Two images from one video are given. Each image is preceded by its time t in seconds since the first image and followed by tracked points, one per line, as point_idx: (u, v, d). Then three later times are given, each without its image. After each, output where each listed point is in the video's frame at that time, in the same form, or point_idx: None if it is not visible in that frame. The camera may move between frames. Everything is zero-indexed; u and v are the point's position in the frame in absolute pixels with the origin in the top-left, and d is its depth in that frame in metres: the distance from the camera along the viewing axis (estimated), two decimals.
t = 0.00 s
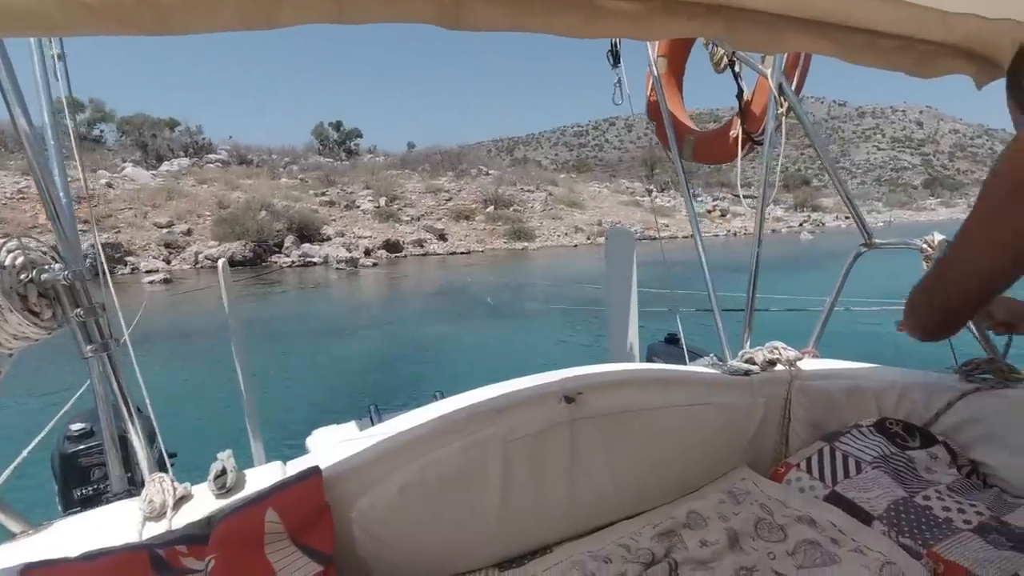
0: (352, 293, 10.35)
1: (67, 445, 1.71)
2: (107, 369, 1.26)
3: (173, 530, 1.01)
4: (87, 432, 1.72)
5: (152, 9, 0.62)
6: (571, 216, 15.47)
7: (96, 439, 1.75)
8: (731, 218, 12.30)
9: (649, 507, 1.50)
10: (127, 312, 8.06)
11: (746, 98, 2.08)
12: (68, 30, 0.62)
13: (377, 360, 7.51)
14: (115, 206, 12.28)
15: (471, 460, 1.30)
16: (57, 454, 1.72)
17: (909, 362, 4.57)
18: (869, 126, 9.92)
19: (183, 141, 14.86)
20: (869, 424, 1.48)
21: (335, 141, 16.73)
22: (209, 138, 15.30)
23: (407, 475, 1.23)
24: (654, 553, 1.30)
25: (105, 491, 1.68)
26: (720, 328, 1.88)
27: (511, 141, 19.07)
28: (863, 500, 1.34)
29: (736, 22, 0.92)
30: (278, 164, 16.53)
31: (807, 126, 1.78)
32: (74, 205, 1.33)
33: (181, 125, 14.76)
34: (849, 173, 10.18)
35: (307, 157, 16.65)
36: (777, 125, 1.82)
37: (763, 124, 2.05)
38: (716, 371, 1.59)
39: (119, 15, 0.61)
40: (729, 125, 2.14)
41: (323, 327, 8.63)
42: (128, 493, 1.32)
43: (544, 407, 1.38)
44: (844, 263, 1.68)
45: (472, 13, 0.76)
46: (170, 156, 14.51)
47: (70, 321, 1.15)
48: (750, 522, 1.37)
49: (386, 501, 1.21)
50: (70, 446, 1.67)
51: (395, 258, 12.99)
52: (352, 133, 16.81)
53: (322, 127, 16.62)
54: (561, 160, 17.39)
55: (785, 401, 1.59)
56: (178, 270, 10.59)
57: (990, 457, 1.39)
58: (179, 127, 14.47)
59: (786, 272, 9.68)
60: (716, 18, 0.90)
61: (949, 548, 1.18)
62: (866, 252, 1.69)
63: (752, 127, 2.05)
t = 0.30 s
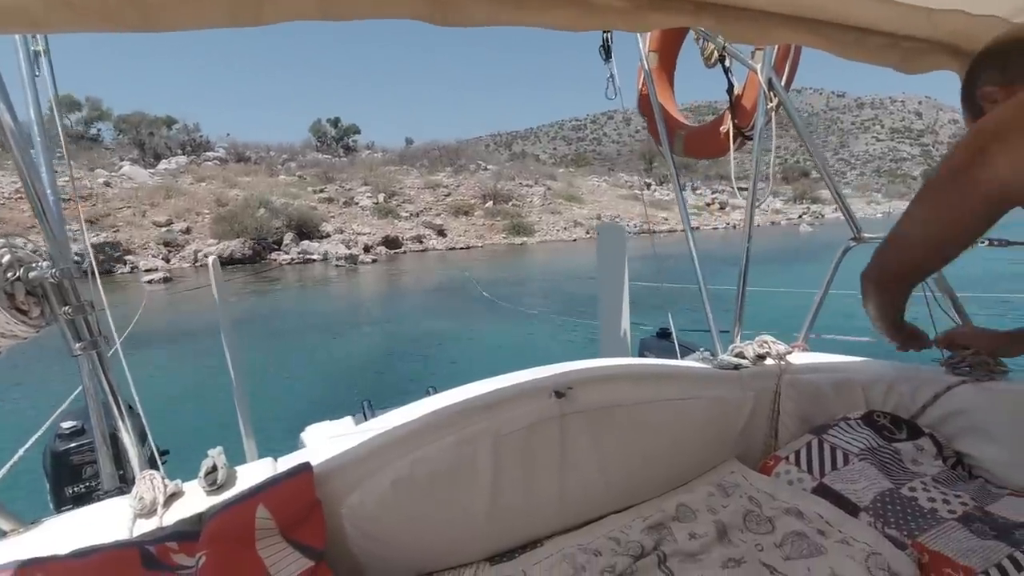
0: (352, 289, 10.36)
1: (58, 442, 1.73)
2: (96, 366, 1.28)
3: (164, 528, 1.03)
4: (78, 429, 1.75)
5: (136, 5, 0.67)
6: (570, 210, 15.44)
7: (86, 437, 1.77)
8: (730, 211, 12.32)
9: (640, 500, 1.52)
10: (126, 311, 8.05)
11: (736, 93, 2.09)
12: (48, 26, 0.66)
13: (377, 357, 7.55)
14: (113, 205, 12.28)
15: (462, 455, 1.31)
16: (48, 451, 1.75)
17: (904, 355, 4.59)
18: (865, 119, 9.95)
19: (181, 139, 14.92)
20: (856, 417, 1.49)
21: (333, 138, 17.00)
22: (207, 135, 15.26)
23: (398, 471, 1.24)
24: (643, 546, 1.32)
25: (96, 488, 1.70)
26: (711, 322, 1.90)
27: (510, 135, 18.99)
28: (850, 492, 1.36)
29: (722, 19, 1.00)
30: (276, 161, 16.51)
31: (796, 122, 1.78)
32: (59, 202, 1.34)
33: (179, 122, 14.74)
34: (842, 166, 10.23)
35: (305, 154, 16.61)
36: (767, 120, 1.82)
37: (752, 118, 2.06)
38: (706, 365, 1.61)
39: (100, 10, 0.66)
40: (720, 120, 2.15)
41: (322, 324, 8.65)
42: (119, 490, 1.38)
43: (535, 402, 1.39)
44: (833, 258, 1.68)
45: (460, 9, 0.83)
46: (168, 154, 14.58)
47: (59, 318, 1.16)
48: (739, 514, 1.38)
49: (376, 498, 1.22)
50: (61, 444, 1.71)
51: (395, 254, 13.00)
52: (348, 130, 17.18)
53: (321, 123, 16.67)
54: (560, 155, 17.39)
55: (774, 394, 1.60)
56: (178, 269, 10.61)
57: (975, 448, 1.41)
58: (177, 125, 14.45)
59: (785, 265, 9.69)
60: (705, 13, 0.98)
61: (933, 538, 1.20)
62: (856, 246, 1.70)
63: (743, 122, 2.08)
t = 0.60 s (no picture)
0: (353, 288, 10.38)
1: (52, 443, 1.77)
2: (90, 367, 1.29)
3: (159, 529, 1.04)
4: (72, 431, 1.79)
5: (122, 7, 0.68)
6: (570, 206, 15.43)
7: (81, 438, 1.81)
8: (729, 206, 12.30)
9: (634, 494, 1.53)
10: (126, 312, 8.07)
11: (728, 89, 2.09)
12: (35, 26, 0.67)
13: (378, 355, 7.58)
14: (113, 205, 12.27)
15: (455, 452, 1.32)
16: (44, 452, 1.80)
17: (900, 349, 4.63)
18: (860, 112, 9.96)
19: (180, 138, 14.89)
20: (848, 410, 1.51)
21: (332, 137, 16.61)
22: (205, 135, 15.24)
23: (392, 468, 1.25)
24: (637, 540, 1.32)
25: (91, 490, 1.77)
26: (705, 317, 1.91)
27: (510, 132, 18.97)
28: (842, 484, 1.37)
29: (711, 19, 1.01)
30: (275, 160, 16.50)
31: (787, 116, 1.79)
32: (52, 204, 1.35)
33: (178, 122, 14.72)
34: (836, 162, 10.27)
35: (304, 152, 16.60)
36: (758, 115, 1.83)
37: (744, 113, 2.07)
38: (700, 360, 1.62)
39: (83, 10, 0.66)
40: (712, 115, 2.16)
41: (322, 323, 8.67)
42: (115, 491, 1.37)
43: (527, 398, 1.40)
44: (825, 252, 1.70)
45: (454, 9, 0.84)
46: (166, 154, 14.54)
47: (51, 321, 1.20)
48: (732, 507, 1.39)
49: (370, 495, 1.23)
50: (55, 446, 1.74)
51: (395, 252, 13.02)
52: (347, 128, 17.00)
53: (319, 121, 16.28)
54: (559, 150, 17.38)
55: (767, 388, 1.62)
56: (179, 269, 10.62)
57: (965, 440, 1.43)
58: (175, 125, 14.45)
59: (784, 258, 9.68)
60: (697, 12, 0.99)
61: (924, 528, 1.21)
62: (847, 240, 1.71)
63: (735, 117, 2.07)
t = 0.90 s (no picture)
0: (354, 286, 10.39)
1: (48, 449, 1.80)
2: (80, 370, 1.30)
3: (151, 531, 1.05)
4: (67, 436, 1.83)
5: (103, 9, 0.68)
6: (571, 202, 15.42)
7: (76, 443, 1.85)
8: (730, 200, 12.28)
9: (630, 489, 1.54)
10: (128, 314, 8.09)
11: (720, 82, 2.09)
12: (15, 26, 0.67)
13: (379, 354, 7.59)
14: (114, 207, 12.29)
15: (449, 450, 1.32)
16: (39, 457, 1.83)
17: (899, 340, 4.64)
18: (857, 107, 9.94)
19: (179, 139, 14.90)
20: (843, 402, 1.51)
21: (330, 134, 16.69)
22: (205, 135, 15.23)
23: (385, 468, 1.25)
24: (633, 534, 1.32)
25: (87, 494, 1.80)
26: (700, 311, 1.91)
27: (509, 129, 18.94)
28: (837, 476, 1.37)
29: (700, 12, 1.01)
30: (275, 160, 16.50)
31: (779, 108, 1.79)
32: (38, 206, 1.35)
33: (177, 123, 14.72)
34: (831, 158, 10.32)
35: (304, 151, 16.59)
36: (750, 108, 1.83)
37: (736, 106, 2.06)
38: (694, 354, 1.62)
39: (64, 11, 0.66)
40: (704, 109, 2.15)
41: (324, 322, 8.67)
42: (106, 495, 1.38)
43: (522, 395, 1.40)
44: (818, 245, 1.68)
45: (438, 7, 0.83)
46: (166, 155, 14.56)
47: (40, 325, 1.21)
48: (727, 500, 1.39)
49: (364, 495, 1.24)
50: (51, 450, 1.79)
51: (396, 250, 13.04)
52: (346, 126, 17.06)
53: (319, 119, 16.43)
54: (559, 146, 17.34)
55: (761, 381, 1.62)
56: (181, 270, 10.64)
57: (960, 430, 1.43)
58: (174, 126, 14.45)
59: (784, 252, 9.67)
60: (685, 4, 0.99)
61: (918, 518, 1.22)
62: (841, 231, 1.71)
63: (727, 110, 2.05)
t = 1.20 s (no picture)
0: (358, 283, 10.41)
1: (49, 452, 1.81)
2: (78, 374, 1.31)
3: (153, 532, 1.05)
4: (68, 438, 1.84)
5: (95, 11, 0.69)
6: (573, 196, 15.40)
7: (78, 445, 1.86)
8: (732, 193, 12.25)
9: (632, 480, 1.54)
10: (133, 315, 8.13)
11: (716, 71, 2.08)
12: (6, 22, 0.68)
13: (383, 350, 7.61)
14: (118, 208, 12.33)
15: (449, 445, 1.32)
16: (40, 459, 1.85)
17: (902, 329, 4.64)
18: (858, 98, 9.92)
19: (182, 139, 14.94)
20: (844, 389, 1.51)
21: (331, 132, 17.13)
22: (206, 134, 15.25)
23: (385, 465, 1.25)
24: (636, 526, 1.32)
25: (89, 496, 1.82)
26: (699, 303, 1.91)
27: (510, 124, 18.90)
28: (838, 463, 1.38)
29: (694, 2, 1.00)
30: (277, 158, 16.51)
31: (775, 94, 1.77)
32: (32, 210, 1.35)
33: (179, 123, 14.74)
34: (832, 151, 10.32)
35: (305, 150, 16.59)
36: (746, 96, 1.82)
37: (732, 95, 2.05)
38: (695, 344, 1.61)
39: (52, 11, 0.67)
40: (700, 98, 2.15)
41: (328, 320, 8.69)
42: (108, 496, 1.39)
43: (521, 389, 1.40)
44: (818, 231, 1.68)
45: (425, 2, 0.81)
46: (169, 155, 14.59)
47: (36, 328, 1.22)
48: (730, 490, 1.39)
49: (364, 493, 1.24)
50: (52, 453, 1.80)
51: (399, 247, 13.06)
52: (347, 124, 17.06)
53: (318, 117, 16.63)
54: (561, 141, 17.30)
55: (762, 370, 1.62)
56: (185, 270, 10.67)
57: (960, 414, 1.42)
58: (176, 126, 14.46)
59: (788, 244, 9.63)
60: None
61: (920, 503, 1.21)
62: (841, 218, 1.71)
63: (723, 99, 2.06)
